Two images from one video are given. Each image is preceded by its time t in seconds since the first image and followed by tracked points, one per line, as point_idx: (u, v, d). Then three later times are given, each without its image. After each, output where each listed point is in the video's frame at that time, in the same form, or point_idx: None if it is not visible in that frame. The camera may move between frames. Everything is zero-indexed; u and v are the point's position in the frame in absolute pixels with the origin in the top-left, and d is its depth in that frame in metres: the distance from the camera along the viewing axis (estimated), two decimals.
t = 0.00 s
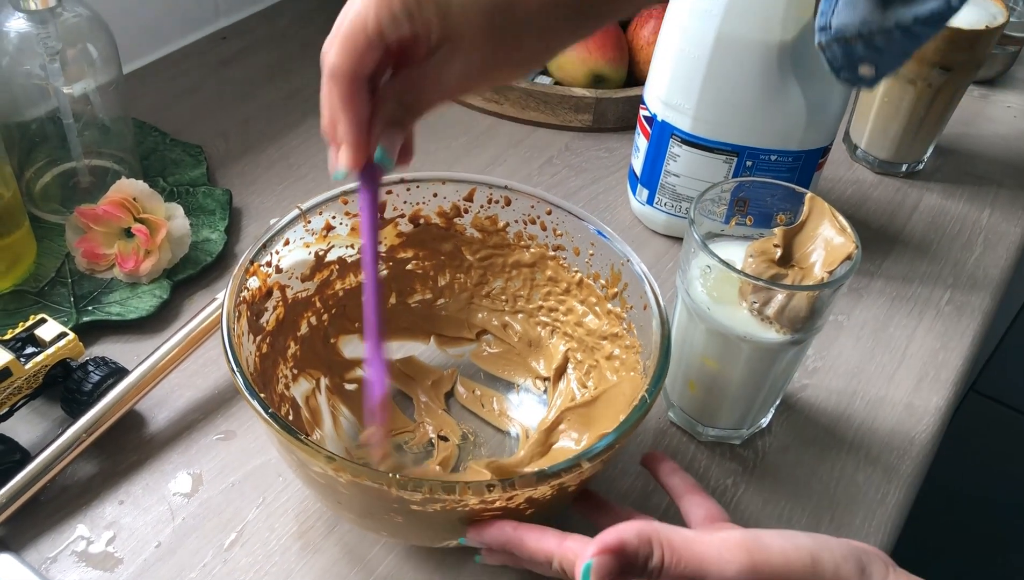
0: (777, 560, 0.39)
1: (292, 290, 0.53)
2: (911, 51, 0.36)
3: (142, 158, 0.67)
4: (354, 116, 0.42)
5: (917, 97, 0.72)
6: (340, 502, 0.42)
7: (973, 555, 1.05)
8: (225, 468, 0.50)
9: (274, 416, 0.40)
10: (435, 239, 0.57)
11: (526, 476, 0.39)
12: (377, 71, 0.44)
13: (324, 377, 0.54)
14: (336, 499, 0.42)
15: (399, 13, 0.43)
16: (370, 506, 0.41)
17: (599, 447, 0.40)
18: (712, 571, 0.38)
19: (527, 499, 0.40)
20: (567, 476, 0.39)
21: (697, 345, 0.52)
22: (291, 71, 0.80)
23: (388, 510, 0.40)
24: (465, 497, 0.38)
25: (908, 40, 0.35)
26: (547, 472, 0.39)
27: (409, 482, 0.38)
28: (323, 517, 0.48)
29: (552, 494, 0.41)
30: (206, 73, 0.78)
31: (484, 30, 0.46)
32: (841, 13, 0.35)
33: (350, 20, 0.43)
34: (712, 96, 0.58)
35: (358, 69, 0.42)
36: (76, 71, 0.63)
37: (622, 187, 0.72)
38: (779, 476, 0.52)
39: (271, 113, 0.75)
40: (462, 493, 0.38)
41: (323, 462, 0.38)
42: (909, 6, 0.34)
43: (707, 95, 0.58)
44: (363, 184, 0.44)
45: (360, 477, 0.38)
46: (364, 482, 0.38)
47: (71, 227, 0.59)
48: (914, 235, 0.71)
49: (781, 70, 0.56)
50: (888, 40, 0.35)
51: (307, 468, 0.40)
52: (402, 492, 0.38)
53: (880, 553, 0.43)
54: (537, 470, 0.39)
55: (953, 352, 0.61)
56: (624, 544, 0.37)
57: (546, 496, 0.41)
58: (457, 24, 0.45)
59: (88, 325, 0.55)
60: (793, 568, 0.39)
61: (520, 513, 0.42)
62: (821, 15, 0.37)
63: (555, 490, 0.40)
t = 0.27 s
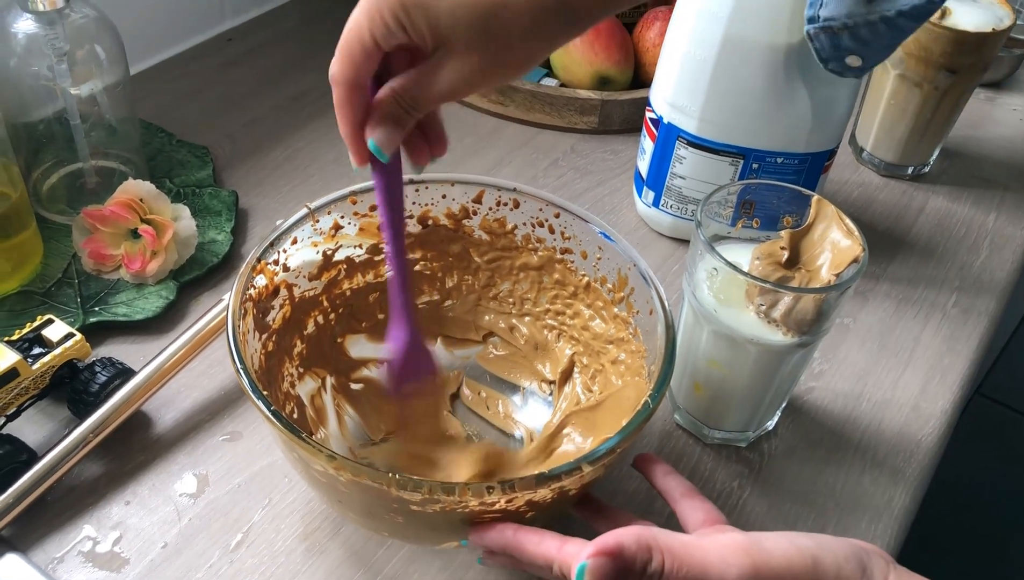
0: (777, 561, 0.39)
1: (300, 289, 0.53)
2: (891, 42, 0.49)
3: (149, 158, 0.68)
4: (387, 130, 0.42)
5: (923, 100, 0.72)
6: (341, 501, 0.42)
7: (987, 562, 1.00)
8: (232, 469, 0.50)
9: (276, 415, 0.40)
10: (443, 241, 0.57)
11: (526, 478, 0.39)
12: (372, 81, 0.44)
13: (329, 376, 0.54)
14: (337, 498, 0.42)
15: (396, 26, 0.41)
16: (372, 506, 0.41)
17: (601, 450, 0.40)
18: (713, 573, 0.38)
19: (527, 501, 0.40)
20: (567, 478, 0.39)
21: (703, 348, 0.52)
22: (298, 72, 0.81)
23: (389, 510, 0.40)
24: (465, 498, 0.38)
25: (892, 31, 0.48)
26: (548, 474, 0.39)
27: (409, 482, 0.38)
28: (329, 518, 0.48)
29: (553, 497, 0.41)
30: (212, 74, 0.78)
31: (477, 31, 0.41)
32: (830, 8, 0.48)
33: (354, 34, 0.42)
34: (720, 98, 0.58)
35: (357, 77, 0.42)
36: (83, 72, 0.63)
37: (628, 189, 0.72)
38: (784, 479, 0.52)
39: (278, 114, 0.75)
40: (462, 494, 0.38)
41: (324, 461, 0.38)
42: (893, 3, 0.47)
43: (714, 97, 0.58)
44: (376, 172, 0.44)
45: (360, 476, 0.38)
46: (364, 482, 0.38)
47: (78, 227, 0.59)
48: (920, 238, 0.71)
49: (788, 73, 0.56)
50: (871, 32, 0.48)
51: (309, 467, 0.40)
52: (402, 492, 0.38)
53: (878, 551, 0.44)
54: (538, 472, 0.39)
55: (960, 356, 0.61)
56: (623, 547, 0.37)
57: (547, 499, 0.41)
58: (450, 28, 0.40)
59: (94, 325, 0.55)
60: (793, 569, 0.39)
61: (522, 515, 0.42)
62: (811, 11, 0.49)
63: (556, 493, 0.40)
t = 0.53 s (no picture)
0: (780, 556, 0.39)
1: (305, 289, 0.53)
2: (915, 63, 0.49)
3: (154, 158, 0.68)
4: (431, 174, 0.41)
5: (928, 101, 0.72)
6: (346, 500, 0.42)
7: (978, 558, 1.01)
8: (237, 468, 0.50)
9: (281, 414, 0.40)
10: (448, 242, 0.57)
11: (532, 478, 0.39)
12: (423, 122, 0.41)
13: (334, 376, 0.54)
14: (342, 497, 0.42)
15: (451, 65, 0.39)
16: (377, 506, 0.41)
17: (606, 451, 0.40)
18: (715, 566, 0.38)
19: (532, 502, 0.40)
20: (573, 479, 0.39)
21: (708, 348, 0.52)
22: (303, 72, 0.81)
23: (394, 510, 0.40)
24: (470, 497, 0.38)
25: (919, 50, 0.48)
26: (553, 474, 0.39)
27: (414, 482, 0.38)
28: (333, 517, 0.48)
29: (558, 497, 0.41)
30: (217, 74, 0.79)
31: (530, 68, 0.38)
32: (855, 30, 0.48)
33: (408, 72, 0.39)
34: (725, 99, 0.58)
35: (412, 118, 0.40)
36: (89, 72, 0.63)
37: (632, 190, 0.72)
38: (789, 480, 0.52)
39: (283, 114, 0.75)
40: (467, 494, 0.38)
41: (329, 460, 0.39)
42: (920, 24, 0.47)
43: (719, 98, 0.58)
44: (427, 215, 0.44)
45: (365, 475, 0.38)
46: (370, 481, 0.38)
47: (83, 227, 0.59)
48: (925, 240, 0.71)
49: (793, 73, 0.56)
50: (896, 53, 0.48)
51: (314, 467, 0.40)
52: (406, 491, 0.38)
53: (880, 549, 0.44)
54: (543, 472, 0.39)
55: (965, 357, 0.60)
56: (624, 536, 0.37)
57: (552, 499, 0.41)
58: (506, 63, 0.38)
59: (99, 325, 0.55)
60: (795, 565, 0.40)
61: (526, 515, 0.42)
62: (835, 32, 0.49)
63: (561, 493, 0.40)
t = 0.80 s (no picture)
0: (779, 561, 0.40)
1: (309, 290, 0.53)
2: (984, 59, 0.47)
3: (158, 159, 0.68)
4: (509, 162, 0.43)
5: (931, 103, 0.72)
6: (350, 501, 0.42)
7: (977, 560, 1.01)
8: (241, 469, 0.50)
9: (285, 415, 0.40)
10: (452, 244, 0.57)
11: (535, 480, 0.39)
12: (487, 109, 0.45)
13: (338, 377, 0.54)
14: (346, 498, 0.42)
15: (513, 49, 0.40)
16: (380, 507, 0.41)
17: (609, 453, 0.40)
18: (713, 573, 0.38)
19: (535, 503, 0.40)
20: (576, 481, 0.39)
21: (711, 351, 0.52)
22: (306, 74, 0.81)
23: (397, 511, 0.40)
24: (473, 499, 0.38)
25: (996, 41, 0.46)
26: (556, 477, 0.39)
27: (417, 483, 0.38)
28: (337, 518, 0.48)
29: (561, 499, 0.41)
30: (221, 75, 0.79)
31: (591, 58, 0.39)
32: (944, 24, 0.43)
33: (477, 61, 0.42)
34: (728, 101, 0.58)
35: (474, 104, 0.44)
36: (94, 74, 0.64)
37: (635, 191, 0.72)
38: (791, 482, 0.52)
39: (287, 115, 0.75)
40: (470, 496, 0.38)
41: (333, 461, 0.39)
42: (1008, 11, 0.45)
43: (722, 101, 0.59)
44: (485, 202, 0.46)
45: (368, 476, 0.38)
46: (373, 482, 0.39)
47: (88, 228, 0.59)
48: (927, 242, 0.71)
49: (796, 76, 0.56)
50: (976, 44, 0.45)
51: (318, 467, 0.40)
52: (410, 492, 0.38)
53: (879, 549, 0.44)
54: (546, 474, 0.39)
55: (967, 359, 0.61)
56: (619, 543, 0.37)
57: (555, 501, 0.41)
58: (569, 55, 0.39)
59: (104, 325, 0.55)
60: (795, 569, 0.40)
61: (529, 517, 0.42)
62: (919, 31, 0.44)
63: (564, 495, 0.41)
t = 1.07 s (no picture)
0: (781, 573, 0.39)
1: (314, 291, 0.53)
2: None
3: (163, 161, 0.68)
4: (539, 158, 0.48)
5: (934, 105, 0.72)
6: (354, 503, 0.42)
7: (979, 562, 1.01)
8: (246, 470, 0.50)
9: (291, 416, 0.40)
10: (457, 245, 0.57)
11: (539, 482, 0.39)
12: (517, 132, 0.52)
13: (342, 378, 0.54)
14: (350, 499, 0.42)
15: (519, 67, 0.48)
16: (384, 508, 0.41)
17: (613, 456, 0.40)
18: None
19: (539, 505, 0.40)
20: (580, 484, 0.39)
21: (715, 352, 0.52)
22: (310, 75, 0.81)
23: (402, 512, 0.40)
24: (477, 501, 0.38)
25: None
26: (560, 479, 0.39)
27: (422, 484, 0.38)
28: (342, 520, 0.48)
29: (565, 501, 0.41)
30: (225, 76, 0.79)
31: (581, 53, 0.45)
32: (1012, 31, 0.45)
33: (496, 85, 0.50)
34: (732, 103, 0.58)
35: (502, 122, 0.51)
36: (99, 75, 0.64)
37: (638, 193, 0.72)
38: (795, 483, 0.52)
39: (291, 116, 0.75)
40: (474, 498, 0.38)
41: (338, 462, 0.39)
42: None
43: (726, 103, 0.59)
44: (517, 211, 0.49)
45: (373, 478, 0.38)
46: (378, 483, 0.39)
47: (92, 230, 0.59)
48: (930, 244, 0.71)
49: (801, 78, 0.56)
50: None
51: (322, 469, 0.40)
52: (415, 494, 0.38)
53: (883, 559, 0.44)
54: (551, 477, 0.39)
55: (970, 361, 0.61)
56: (622, 554, 0.37)
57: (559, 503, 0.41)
58: (556, 52, 0.46)
59: (109, 327, 0.55)
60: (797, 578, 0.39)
61: (534, 519, 0.42)
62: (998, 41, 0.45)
63: (568, 497, 0.41)
